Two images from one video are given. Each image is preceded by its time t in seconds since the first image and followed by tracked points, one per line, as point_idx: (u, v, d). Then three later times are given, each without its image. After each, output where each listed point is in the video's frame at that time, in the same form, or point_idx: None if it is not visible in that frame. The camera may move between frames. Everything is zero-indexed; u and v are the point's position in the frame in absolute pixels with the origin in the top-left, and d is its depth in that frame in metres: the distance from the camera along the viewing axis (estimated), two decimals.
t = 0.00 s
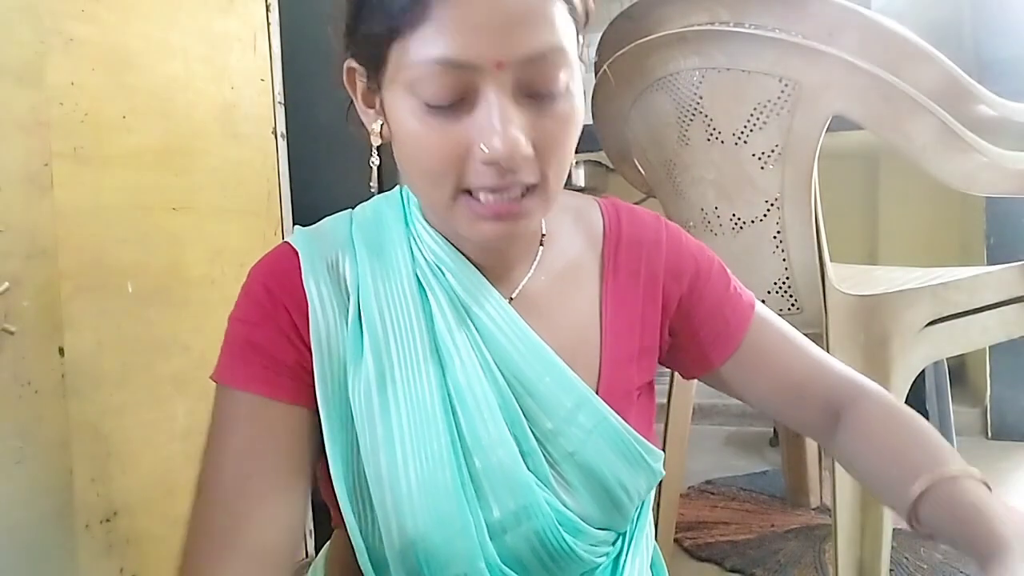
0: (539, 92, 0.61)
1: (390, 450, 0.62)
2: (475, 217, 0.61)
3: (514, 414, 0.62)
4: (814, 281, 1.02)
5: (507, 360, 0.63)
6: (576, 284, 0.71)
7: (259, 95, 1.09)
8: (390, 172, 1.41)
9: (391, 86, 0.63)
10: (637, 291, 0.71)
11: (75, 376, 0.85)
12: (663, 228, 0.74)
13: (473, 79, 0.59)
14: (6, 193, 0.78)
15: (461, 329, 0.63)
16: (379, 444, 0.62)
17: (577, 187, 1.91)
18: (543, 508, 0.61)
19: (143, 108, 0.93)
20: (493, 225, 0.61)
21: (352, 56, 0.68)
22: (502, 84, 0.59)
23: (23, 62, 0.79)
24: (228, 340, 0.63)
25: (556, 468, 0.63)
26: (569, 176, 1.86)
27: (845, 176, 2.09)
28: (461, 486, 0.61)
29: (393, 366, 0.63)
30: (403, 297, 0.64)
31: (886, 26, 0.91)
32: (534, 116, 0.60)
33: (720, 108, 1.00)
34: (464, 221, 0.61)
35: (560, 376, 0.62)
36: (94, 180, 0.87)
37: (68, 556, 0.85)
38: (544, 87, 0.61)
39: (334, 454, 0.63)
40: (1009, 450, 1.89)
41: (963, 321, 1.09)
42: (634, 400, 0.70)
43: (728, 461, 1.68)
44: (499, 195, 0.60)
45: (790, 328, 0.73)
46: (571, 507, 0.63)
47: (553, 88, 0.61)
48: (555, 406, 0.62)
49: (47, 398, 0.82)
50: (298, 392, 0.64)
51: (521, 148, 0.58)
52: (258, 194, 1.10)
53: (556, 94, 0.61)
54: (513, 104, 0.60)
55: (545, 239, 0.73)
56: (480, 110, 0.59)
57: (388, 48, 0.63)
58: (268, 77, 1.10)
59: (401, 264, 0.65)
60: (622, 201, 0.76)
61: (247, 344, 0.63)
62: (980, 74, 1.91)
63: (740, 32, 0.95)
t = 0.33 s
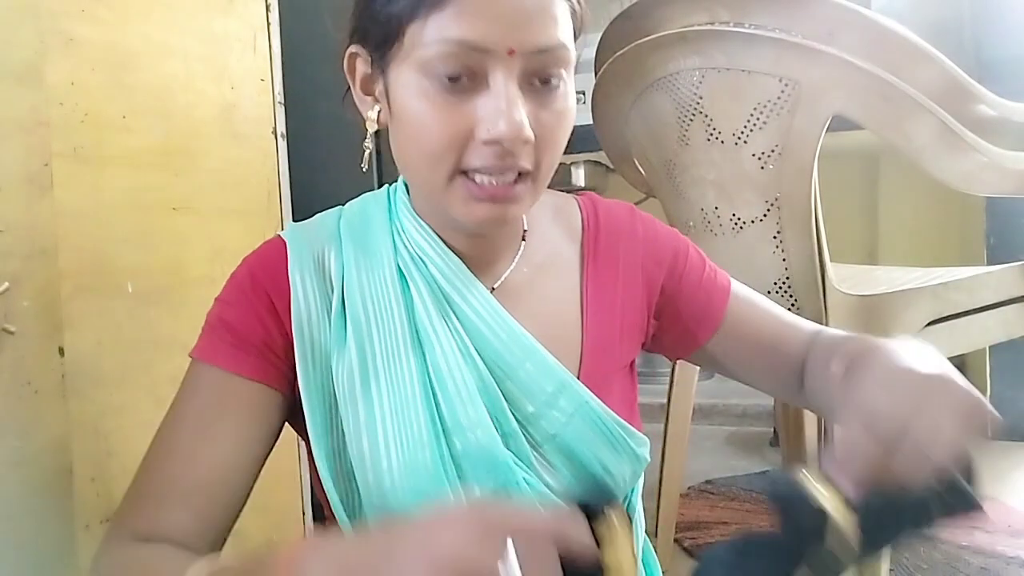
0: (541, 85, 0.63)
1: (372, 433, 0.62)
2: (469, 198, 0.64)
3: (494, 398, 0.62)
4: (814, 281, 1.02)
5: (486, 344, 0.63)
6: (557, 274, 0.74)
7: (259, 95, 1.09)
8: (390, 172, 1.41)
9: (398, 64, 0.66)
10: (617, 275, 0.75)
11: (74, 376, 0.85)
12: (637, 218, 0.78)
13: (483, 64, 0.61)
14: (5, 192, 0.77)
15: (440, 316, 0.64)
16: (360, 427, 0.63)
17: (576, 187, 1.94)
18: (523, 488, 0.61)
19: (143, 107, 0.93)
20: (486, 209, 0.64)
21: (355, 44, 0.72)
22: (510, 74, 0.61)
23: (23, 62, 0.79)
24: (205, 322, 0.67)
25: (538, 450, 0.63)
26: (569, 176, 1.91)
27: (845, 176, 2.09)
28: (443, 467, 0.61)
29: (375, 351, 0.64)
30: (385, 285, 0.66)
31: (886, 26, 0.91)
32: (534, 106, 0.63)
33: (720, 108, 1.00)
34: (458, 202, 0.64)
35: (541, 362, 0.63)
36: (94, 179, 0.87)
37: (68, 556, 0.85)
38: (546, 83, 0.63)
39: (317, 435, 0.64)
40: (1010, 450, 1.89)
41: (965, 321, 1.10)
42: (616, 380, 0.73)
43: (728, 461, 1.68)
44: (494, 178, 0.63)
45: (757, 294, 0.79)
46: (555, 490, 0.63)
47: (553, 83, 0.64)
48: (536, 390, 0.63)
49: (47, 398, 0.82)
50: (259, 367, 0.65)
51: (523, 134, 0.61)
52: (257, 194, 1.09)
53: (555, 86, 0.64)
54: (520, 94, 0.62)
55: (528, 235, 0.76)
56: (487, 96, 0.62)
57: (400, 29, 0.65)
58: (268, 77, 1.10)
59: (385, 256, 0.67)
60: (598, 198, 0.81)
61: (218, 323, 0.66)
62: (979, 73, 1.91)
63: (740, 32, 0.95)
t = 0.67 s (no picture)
0: (511, 43, 0.69)
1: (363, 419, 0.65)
2: (455, 146, 0.67)
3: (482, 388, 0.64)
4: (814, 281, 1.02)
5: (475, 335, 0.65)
6: (547, 269, 0.79)
7: (259, 94, 1.11)
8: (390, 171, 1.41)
9: (380, 45, 0.73)
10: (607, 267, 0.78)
11: (74, 378, 0.84)
12: (627, 219, 0.83)
13: (455, 19, 0.67)
14: (8, 192, 0.75)
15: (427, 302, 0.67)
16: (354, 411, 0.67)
17: (576, 186, 1.96)
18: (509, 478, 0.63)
19: (143, 109, 0.93)
20: (469, 155, 0.67)
21: (346, 46, 0.80)
22: (480, 22, 0.67)
23: (23, 59, 0.77)
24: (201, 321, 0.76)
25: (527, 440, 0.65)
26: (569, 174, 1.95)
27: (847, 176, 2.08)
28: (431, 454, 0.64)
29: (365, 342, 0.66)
30: (377, 281, 0.69)
31: (886, 26, 0.91)
32: (509, 61, 0.68)
33: (719, 108, 0.99)
34: (444, 154, 0.68)
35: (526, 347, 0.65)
36: (94, 181, 0.87)
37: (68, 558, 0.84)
38: (515, 41, 0.70)
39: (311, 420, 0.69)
40: (1010, 450, 1.89)
41: (965, 322, 1.11)
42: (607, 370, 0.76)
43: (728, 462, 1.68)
44: (476, 126, 0.66)
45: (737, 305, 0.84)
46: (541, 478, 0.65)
47: (522, 43, 0.70)
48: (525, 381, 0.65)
49: (46, 400, 0.80)
50: (246, 364, 0.73)
51: (499, 75, 0.66)
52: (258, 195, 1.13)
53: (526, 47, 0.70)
54: (491, 43, 0.67)
55: (519, 229, 0.82)
56: (464, 46, 0.67)
57: (381, 14, 0.73)
58: (268, 77, 1.13)
59: (377, 253, 0.71)
60: (591, 200, 0.86)
61: (216, 321, 0.75)
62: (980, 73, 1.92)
63: (740, 32, 0.95)
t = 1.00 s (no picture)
0: (481, 58, 0.67)
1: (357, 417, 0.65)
2: (432, 168, 0.66)
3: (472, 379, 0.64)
4: (814, 282, 1.02)
5: (468, 329, 0.65)
6: (540, 265, 0.78)
7: (259, 94, 1.11)
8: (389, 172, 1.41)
9: (353, 65, 0.71)
10: (596, 270, 0.79)
11: (74, 376, 0.85)
12: (620, 220, 0.83)
13: (421, 43, 0.66)
14: (8, 190, 0.77)
15: (421, 298, 0.67)
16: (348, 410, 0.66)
17: (576, 187, 1.93)
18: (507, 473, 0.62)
19: (143, 109, 0.93)
20: (446, 175, 0.66)
21: (327, 61, 0.77)
22: (445, 43, 0.66)
23: (22, 63, 0.79)
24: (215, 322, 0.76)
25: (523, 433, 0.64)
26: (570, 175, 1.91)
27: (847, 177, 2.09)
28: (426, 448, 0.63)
29: (360, 339, 0.67)
30: (372, 278, 0.69)
31: (886, 26, 0.91)
32: (480, 77, 0.67)
33: (720, 108, 0.99)
34: (422, 175, 0.67)
35: (520, 344, 0.64)
36: (94, 180, 0.87)
37: (68, 557, 0.85)
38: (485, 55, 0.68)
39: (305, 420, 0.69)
40: (1010, 450, 1.90)
41: (964, 322, 1.11)
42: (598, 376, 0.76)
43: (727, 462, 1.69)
44: (451, 145, 0.65)
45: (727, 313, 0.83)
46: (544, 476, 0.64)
47: (495, 56, 0.68)
48: (515, 372, 0.64)
49: (47, 398, 0.81)
50: (267, 366, 0.73)
51: (467, 97, 0.64)
52: (258, 194, 1.12)
53: (497, 59, 0.68)
54: (459, 62, 0.66)
55: (511, 227, 0.79)
56: (431, 69, 0.66)
57: (352, 32, 0.71)
58: (268, 77, 1.12)
59: (374, 252, 0.71)
60: (587, 202, 0.84)
61: (227, 324, 0.73)
62: (980, 74, 1.93)
63: (741, 32, 0.95)
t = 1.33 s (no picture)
0: (485, 70, 0.67)
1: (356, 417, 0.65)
2: (433, 180, 0.67)
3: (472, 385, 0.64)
4: (814, 283, 1.02)
5: (468, 331, 0.66)
6: (541, 266, 0.78)
7: (259, 94, 1.11)
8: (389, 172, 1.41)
9: (354, 70, 0.71)
10: (599, 273, 0.78)
11: (74, 376, 0.85)
12: (625, 220, 0.82)
13: (424, 54, 0.66)
14: (8, 191, 0.77)
15: (420, 300, 0.67)
16: (347, 412, 0.66)
17: (576, 187, 1.94)
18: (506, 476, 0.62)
19: (143, 109, 0.93)
20: (448, 187, 0.67)
21: (327, 58, 0.77)
22: (448, 56, 0.66)
23: (22, 62, 0.79)
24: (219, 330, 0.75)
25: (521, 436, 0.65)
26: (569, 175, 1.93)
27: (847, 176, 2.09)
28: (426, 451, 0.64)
29: (360, 341, 0.67)
30: (372, 280, 0.69)
31: (887, 26, 0.91)
32: (482, 87, 0.67)
33: (720, 107, 0.99)
34: (423, 185, 0.67)
35: (520, 347, 0.65)
36: (93, 180, 0.86)
37: (69, 557, 0.84)
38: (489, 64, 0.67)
39: (303, 423, 0.69)
40: (1009, 450, 1.90)
41: (964, 322, 1.11)
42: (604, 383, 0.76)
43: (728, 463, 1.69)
44: (453, 158, 0.66)
45: (732, 317, 0.82)
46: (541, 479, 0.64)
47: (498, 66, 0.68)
48: (515, 376, 0.64)
49: (47, 399, 0.81)
50: (273, 377, 0.73)
51: (468, 110, 0.64)
52: (259, 194, 1.12)
53: (500, 69, 0.68)
54: (461, 74, 0.66)
55: (513, 226, 0.80)
56: (432, 80, 0.66)
57: (353, 39, 0.71)
58: (268, 77, 1.12)
59: (373, 253, 0.71)
60: (592, 201, 0.84)
61: (231, 334, 0.73)
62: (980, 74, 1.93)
63: (740, 32, 0.95)
